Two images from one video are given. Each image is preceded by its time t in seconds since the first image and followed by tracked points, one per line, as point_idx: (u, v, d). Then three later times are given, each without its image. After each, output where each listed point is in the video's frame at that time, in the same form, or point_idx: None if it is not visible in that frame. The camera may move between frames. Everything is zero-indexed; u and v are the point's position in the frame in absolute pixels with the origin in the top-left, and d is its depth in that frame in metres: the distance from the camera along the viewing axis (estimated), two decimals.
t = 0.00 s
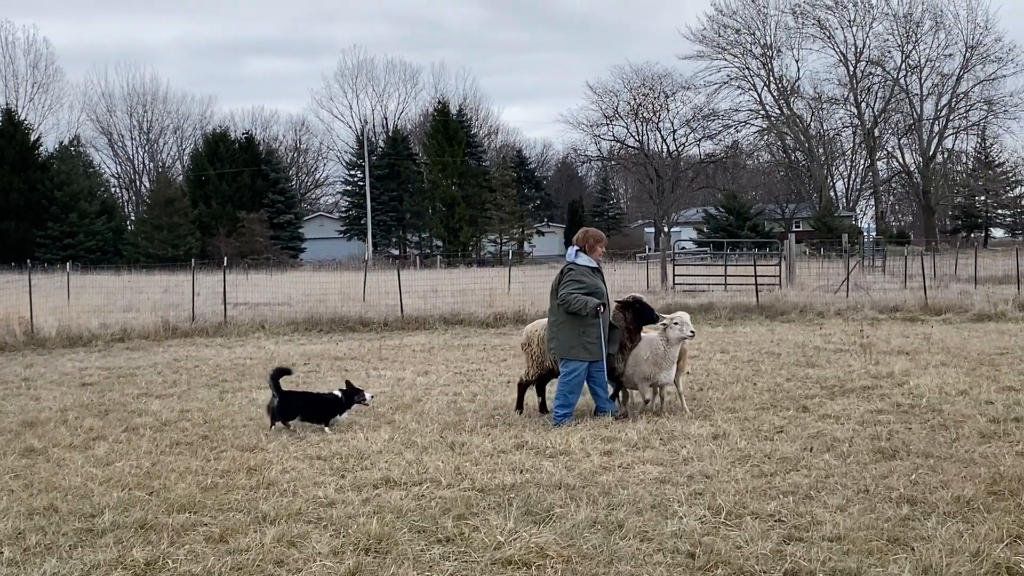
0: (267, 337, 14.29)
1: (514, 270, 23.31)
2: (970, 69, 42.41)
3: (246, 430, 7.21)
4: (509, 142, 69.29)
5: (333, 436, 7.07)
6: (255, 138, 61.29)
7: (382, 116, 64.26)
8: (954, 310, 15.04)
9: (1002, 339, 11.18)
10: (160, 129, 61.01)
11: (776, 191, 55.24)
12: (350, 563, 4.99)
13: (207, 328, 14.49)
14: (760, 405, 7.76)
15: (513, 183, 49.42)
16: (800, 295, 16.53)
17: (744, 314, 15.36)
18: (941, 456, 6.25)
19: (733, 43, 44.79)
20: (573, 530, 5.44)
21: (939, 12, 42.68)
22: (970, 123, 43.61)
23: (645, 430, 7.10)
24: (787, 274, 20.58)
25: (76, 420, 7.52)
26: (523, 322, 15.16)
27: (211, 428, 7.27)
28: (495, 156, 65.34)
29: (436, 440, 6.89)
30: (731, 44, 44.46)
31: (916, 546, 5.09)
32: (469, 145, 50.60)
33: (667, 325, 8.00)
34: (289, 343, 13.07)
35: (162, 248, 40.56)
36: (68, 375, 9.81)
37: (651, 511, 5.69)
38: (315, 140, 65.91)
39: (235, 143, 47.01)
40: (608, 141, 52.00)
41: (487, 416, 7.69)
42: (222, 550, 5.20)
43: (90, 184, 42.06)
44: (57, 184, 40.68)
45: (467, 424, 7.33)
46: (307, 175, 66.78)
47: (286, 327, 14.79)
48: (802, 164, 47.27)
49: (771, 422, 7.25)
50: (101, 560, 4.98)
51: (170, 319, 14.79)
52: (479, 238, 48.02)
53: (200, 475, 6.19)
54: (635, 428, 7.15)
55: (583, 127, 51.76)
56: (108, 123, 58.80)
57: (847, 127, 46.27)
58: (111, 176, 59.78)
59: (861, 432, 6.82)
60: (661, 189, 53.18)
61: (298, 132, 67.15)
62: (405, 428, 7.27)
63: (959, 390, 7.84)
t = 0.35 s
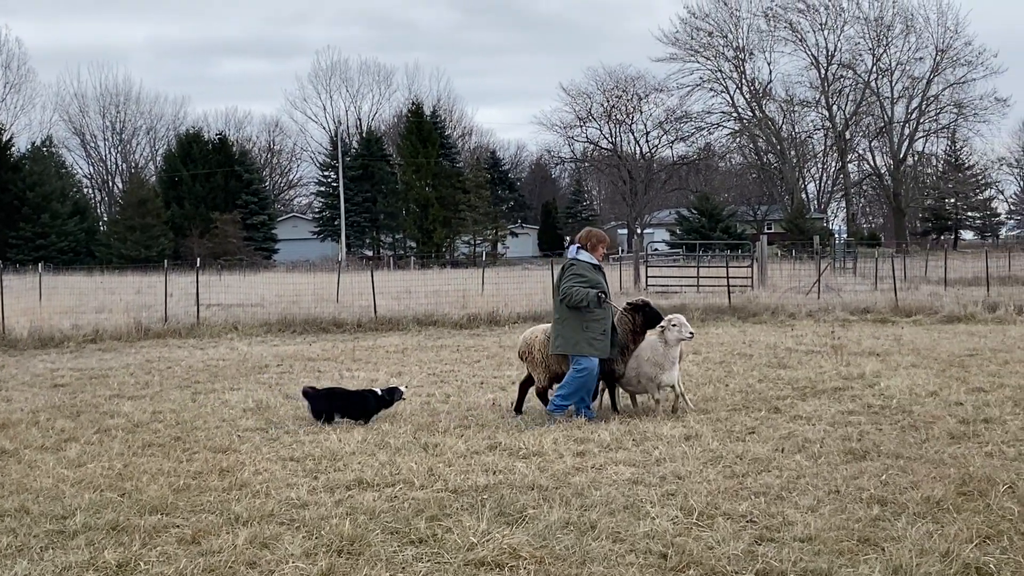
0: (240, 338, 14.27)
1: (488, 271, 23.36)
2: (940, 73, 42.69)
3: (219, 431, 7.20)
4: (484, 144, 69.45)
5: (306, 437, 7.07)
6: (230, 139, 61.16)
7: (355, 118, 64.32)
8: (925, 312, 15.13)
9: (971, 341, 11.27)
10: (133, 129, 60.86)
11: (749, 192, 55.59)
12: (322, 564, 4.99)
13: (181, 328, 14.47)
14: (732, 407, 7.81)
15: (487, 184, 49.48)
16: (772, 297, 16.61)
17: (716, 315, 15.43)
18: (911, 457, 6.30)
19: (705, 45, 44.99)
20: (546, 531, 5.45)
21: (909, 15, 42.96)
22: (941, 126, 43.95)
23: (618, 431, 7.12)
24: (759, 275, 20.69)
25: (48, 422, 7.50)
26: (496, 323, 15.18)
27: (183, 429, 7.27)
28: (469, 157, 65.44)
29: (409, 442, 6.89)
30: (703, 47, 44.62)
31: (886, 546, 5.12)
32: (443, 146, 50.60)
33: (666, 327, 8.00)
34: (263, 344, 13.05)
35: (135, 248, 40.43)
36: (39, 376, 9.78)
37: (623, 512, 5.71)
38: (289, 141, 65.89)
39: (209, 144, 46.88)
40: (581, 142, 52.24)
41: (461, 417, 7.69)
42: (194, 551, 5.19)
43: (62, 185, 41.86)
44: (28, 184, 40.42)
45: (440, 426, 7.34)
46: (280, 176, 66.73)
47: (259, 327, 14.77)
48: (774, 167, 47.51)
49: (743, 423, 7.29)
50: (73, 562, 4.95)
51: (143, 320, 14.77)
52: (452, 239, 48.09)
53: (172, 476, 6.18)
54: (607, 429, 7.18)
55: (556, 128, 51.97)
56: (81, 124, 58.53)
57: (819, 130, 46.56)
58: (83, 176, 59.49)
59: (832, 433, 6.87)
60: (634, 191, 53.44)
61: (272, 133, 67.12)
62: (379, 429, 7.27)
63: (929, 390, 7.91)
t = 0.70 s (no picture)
0: (209, 339, 14.22)
1: (459, 272, 23.37)
2: (909, 76, 42.92)
3: (188, 432, 7.16)
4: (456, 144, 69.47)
5: (275, 438, 7.04)
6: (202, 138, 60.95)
7: (327, 117, 64.26)
8: (894, 313, 15.24)
9: (939, 342, 11.36)
10: (103, 128, 60.58)
11: (720, 193, 55.75)
12: (290, 567, 4.96)
13: (149, 329, 14.40)
14: (703, 409, 7.84)
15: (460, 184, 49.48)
16: (744, 298, 16.70)
17: (688, 315, 15.50)
18: (879, 459, 6.33)
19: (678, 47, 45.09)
20: (516, 533, 5.44)
21: (880, 18, 43.15)
22: (911, 129, 44.22)
23: (589, 433, 7.12)
24: (730, 276, 20.81)
25: (14, 423, 7.44)
26: (468, 325, 15.20)
27: (151, 431, 7.23)
28: (439, 157, 65.42)
29: (379, 443, 6.87)
30: (675, 48, 44.72)
31: (854, 548, 5.14)
32: (415, 146, 50.51)
33: (680, 329, 8.07)
34: (232, 345, 13.02)
35: (104, 248, 40.15)
36: (6, 377, 9.71)
37: (593, 514, 5.71)
38: (260, 140, 65.78)
39: (179, 143, 46.61)
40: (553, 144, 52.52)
41: (431, 418, 7.68)
42: (161, 554, 5.14)
43: (32, 183, 41.49)
44: None
45: (411, 427, 7.32)
46: (251, 175, 66.62)
47: (228, 328, 14.71)
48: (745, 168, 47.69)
49: (714, 425, 7.32)
50: (38, 565, 4.90)
51: (111, 320, 14.69)
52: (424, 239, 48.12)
53: (140, 478, 6.14)
54: (578, 430, 7.18)
55: (529, 129, 52.15)
56: (50, 122, 58.17)
57: (791, 132, 46.86)
58: (53, 175, 59.12)
59: (801, 435, 6.90)
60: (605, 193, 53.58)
61: (243, 132, 66.87)
62: (348, 430, 7.25)
63: (897, 391, 7.97)
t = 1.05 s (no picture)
0: (180, 337, 14.16)
1: (432, 271, 23.40)
2: (880, 78, 43.19)
3: (157, 431, 7.13)
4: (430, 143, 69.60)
5: (245, 437, 7.01)
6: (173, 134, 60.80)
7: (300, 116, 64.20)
8: (864, 313, 15.36)
9: (908, 342, 11.46)
10: (74, 125, 60.29)
11: (692, 196, 55.66)
12: (259, 567, 4.94)
13: (119, 327, 14.33)
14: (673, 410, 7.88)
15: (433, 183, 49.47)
16: (716, 298, 16.78)
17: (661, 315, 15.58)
18: (848, 458, 6.38)
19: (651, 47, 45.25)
20: (485, 533, 5.44)
21: (851, 20, 43.39)
22: (881, 131, 44.53)
23: (560, 433, 7.13)
24: (702, 276, 20.92)
25: None
26: (441, 324, 15.21)
27: (121, 429, 7.19)
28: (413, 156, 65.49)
29: (350, 443, 6.85)
30: (649, 49, 44.87)
31: (822, 548, 5.17)
32: (389, 145, 50.39)
33: (674, 330, 8.13)
34: (204, 343, 12.98)
35: (74, 246, 39.88)
36: None
37: (564, 514, 5.71)
38: (232, 138, 65.67)
39: (150, 140, 46.48)
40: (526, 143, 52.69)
41: (403, 417, 7.67)
42: (129, 554, 5.11)
43: None
44: None
45: (382, 427, 7.30)
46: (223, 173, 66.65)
47: (199, 327, 14.66)
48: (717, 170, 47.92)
49: (685, 425, 7.35)
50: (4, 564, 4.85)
51: (81, 318, 14.62)
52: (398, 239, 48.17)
53: (108, 477, 6.11)
54: (550, 430, 7.19)
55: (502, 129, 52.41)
56: (20, 119, 57.80)
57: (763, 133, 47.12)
58: (22, 172, 58.73)
59: (770, 434, 6.95)
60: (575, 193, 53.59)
61: (215, 130, 66.68)
62: (319, 429, 7.23)
63: (866, 392, 8.04)
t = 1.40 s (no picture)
0: (152, 335, 14.13)
1: (407, 269, 23.40)
2: (855, 79, 43.30)
3: (128, 428, 7.10)
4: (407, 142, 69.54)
5: (218, 435, 6.99)
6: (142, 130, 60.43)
7: (274, 113, 64.12)
8: (837, 314, 15.43)
9: (881, 342, 11.52)
10: (46, 121, 60.02)
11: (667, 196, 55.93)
12: (231, 564, 4.93)
13: (90, 324, 14.28)
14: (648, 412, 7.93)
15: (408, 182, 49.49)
16: (690, 298, 16.84)
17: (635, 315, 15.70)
18: (821, 458, 6.40)
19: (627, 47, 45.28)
20: (459, 531, 5.44)
21: (826, 21, 43.47)
22: (856, 132, 44.62)
23: (534, 431, 7.14)
24: (676, 275, 21.00)
25: None
26: (415, 322, 15.22)
27: (93, 427, 7.17)
28: (388, 154, 65.45)
29: (323, 441, 6.84)
30: (625, 48, 44.88)
31: (794, 546, 5.18)
32: (364, 143, 50.38)
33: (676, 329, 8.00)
34: (175, 341, 12.93)
35: (46, 242, 39.67)
36: None
37: (536, 512, 5.72)
38: (206, 135, 65.46)
39: (124, 137, 46.53)
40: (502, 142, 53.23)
41: (377, 416, 7.66)
42: (101, 551, 5.08)
43: None
44: None
45: (354, 425, 7.29)
46: (196, 170, 66.39)
47: (172, 325, 14.65)
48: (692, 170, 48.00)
49: (661, 424, 7.38)
50: None
51: (53, 315, 14.56)
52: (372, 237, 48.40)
53: (79, 475, 6.09)
54: (524, 428, 7.20)
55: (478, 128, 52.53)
56: None
57: (738, 133, 47.20)
58: None
59: (744, 434, 6.97)
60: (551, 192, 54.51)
61: (189, 127, 66.47)
62: (292, 427, 7.21)
63: (840, 391, 8.09)
